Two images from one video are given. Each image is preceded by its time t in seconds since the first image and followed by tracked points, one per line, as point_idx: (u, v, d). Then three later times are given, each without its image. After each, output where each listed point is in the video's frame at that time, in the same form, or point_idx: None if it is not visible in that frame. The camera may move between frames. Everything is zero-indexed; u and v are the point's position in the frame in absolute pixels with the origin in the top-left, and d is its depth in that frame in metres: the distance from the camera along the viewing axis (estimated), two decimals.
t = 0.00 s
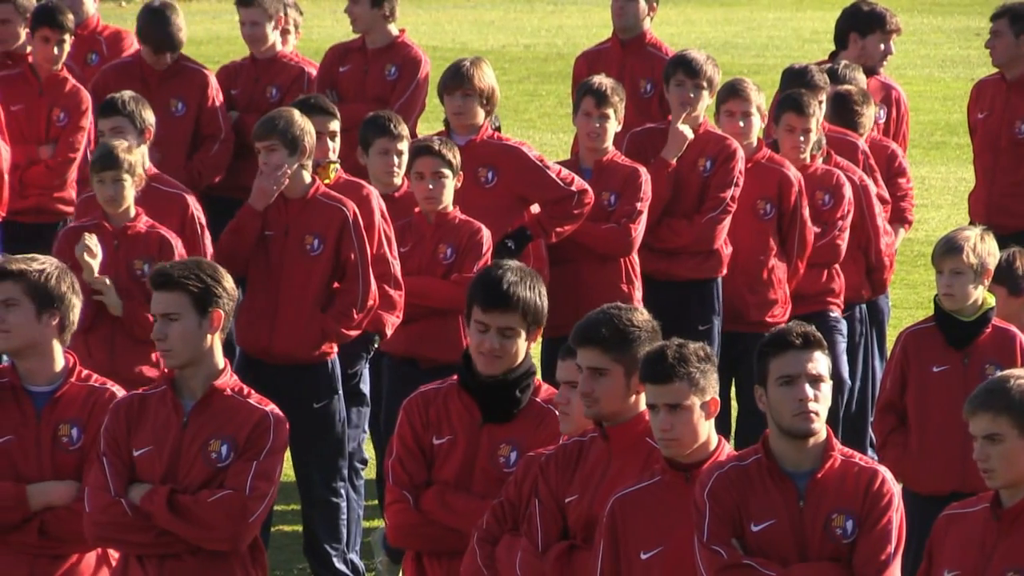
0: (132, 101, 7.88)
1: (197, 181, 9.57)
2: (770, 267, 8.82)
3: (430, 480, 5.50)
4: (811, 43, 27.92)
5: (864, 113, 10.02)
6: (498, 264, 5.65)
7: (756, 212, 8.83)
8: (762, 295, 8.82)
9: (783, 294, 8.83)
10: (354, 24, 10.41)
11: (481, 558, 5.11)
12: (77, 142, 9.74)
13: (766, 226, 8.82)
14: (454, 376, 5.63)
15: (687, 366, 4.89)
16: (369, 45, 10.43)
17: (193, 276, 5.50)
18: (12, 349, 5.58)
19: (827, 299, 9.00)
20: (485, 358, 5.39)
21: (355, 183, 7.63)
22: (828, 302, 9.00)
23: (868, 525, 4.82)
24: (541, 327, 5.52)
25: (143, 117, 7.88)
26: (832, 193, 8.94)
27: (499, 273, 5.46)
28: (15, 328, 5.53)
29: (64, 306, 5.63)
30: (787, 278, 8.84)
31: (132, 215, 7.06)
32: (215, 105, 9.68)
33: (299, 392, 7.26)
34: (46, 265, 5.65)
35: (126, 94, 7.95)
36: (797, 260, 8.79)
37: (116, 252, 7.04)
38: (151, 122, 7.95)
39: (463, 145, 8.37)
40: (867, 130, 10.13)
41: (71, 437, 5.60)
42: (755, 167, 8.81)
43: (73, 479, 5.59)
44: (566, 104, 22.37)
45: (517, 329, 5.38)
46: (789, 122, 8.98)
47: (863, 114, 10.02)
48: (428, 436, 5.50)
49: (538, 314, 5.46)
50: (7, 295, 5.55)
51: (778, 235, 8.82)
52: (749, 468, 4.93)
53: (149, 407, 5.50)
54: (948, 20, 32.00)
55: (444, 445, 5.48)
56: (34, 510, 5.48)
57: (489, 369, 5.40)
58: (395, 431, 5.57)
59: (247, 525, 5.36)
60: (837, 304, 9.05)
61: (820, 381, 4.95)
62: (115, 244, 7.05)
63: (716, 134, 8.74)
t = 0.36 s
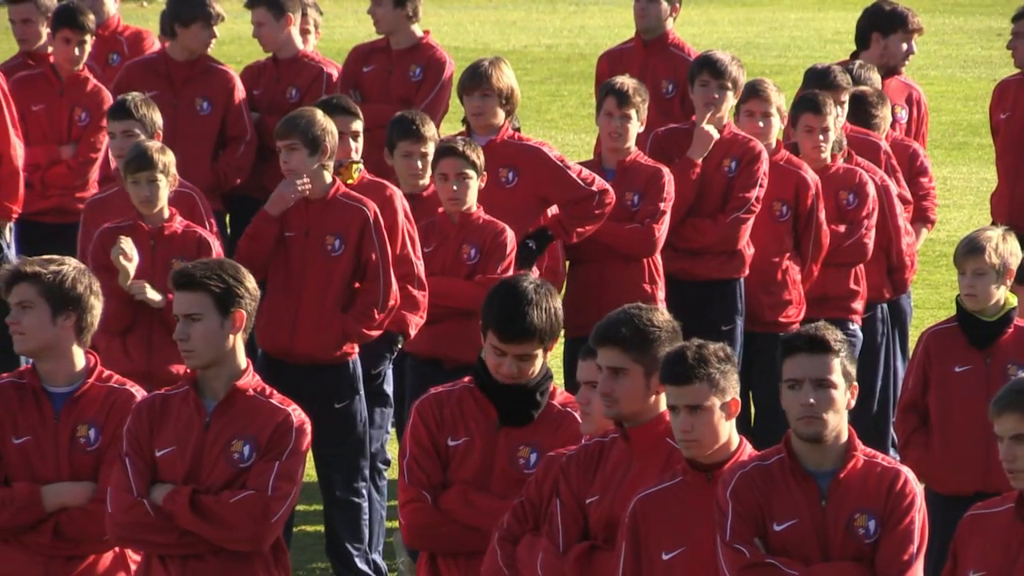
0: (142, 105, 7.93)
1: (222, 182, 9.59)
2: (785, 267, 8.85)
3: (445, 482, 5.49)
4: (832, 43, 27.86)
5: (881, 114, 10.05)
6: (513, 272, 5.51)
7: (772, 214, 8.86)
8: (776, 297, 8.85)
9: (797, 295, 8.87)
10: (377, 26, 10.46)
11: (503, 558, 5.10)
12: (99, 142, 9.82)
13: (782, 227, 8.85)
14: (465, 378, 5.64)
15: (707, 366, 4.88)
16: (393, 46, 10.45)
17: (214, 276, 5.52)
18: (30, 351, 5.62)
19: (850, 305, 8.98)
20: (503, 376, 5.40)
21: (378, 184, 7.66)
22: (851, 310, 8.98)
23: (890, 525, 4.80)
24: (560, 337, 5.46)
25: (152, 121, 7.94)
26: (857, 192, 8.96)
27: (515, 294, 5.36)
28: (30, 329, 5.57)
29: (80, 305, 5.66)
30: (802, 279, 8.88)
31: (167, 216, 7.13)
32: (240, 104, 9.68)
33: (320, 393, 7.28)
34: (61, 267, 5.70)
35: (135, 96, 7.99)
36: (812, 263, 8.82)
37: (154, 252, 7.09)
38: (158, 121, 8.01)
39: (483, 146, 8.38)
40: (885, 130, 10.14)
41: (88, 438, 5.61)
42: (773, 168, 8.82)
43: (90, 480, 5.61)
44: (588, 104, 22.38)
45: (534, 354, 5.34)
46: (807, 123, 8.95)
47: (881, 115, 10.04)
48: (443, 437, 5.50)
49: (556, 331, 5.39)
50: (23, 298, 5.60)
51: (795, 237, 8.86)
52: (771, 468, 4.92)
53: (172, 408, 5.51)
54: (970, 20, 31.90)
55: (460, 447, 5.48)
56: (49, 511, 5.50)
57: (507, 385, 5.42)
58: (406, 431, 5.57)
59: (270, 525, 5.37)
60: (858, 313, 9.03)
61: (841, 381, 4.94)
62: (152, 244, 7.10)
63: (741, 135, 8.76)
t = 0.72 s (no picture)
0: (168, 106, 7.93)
1: (250, 182, 9.62)
2: (820, 267, 8.81)
3: (465, 479, 5.48)
4: (860, 43, 27.75)
5: (907, 113, 10.02)
6: (534, 272, 5.53)
7: (805, 213, 8.82)
8: (811, 298, 8.80)
9: (832, 295, 8.82)
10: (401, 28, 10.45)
11: (528, 558, 5.09)
12: (125, 141, 9.85)
13: (816, 227, 8.81)
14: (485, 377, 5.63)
15: (735, 367, 4.86)
16: (419, 45, 10.46)
17: (241, 276, 5.52)
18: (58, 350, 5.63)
19: (873, 307, 8.94)
20: (524, 376, 5.39)
21: (406, 184, 7.66)
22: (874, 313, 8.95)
23: (916, 525, 4.76)
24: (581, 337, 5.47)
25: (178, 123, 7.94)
26: (878, 192, 8.92)
27: (537, 292, 5.37)
28: (59, 328, 5.59)
29: (110, 306, 5.67)
30: (835, 279, 8.82)
31: (185, 216, 7.15)
32: (268, 105, 9.68)
33: (346, 393, 7.31)
34: (92, 268, 5.72)
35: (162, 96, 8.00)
36: (845, 260, 8.78)
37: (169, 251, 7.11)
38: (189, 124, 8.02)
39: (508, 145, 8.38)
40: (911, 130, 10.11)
41: (116, 439, 5.62)
42: (805, 168, 8.80)
43: (118, 480, 5.61)
44: (615, 104, 22.33)
45: (555, 353, 5.35)
46: (830, 124, 8.95)
47: (907, 114, 10.01)
48: (462, 435, 5.49)
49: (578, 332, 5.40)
50: (53, 297, 5.61)
51: (827, 236, 8.82)
52: (798, 468, 4.89)
53: (198, 408, 5.51)
54: (999, 20, 31.73)
55: (479, 445, 5.47)
56: (75, 511, 5.51)
57: (527, 386, 5.41)
58: (426, 429, 5.54)
59: (296, 525, 5.37)
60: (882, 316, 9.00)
61: (867, 381, 4.91)
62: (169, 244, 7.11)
63: (769, 137, 8.72)
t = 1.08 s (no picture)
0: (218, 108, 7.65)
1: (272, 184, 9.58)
2: (848, 267, 8.79)
3: (493, 480, 5.47)
4: (887, 43, 27.65)
5: (934, 112, 9.98)
6: (568, 268, 5.58)
7: (833, 211, 8.79)
8: (840, 296, 8.79)
9: (861, 294, 8.80)
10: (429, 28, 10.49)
11: (554, 558, 5.09)
12: (152, 140, 9.76)
13: (843, 225, 8.78)
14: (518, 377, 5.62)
15: (762, 366, 4.84)
16: (447, 45, 10.47)
17: (268, 276, 5.52)
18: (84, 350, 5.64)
19: (901, 305, 8.93)
20: (549, 366, 5.38)
21: (432, 183, 7.69)
22: (903, 313, 8.94)
23: (942, 524, 4.74)
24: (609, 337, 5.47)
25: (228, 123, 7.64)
26: (904, 190, 8.92)
27: (566, 280, 5.41)
28: (84, 328, 5.61)
29: (135, 306, 5.69)
30: (864, 277, 8.82)
31: (196, 214, 7.11)
32: (290, 106, 9.69)
33: (373, 393, 7.33)
34: (118, 268, 5.74)
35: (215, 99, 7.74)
36: (875, 259, 8.76)
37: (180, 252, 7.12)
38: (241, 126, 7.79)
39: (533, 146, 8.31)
40: (938, 129, 10.07)
41: (142, 438, 5.63)
42: (832, 167, 8.77)
43: (144, 480, 5.62)
44: (642, 104, 22.30)
45: (580, 338, 5.34)
46: (852, 126, 8.99)
47: (934, 113, 9.98)
48: (491, 435, 5.48)
49: (605, 326, 5.40)
50: (79, 297, 5.64)
51: (856, 233, 8.79)
52: (824, 467, 4.86)
53: (224, 407, 5.51)
54: None
55: (508, 445, 5.46)
56: (102, 512, 5.52)
57: (555, 377, 5.40)
58: (456, 430, 5.54)
59: (323, 525, 5.37)
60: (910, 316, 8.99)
61: (894, 380, 4.90)
62: (179, 242, 7.12)
63: (796, 136, 8.68)
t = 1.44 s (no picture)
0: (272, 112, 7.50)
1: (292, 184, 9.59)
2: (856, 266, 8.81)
3: (520, 481, 5.45)
4: (907, 44, 27.58)
5: (957, 112, 9.95)
6: (583, 265, 5.62)
7: (841, 211, 8.82)
8: (849, 295, 8.81)
9: (870, 294, 8.83)
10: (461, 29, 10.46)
11: (575, 559, 5.07)
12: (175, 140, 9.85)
13: (851, 224, 8.81)
14: (542, 378, 5.62)
15: (782, 366, 4.83)
16: (477, 46, 10.48)
17: (289, 276, 5.53)
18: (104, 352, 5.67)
19: (927, 303, 8.89)
20: (570, 361, 5.37)
21: (453, 183, 7.69)
22: (928, 310, 8.88)
23: (963, 524, 4.72)
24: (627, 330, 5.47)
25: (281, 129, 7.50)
26: (926, 189, 8.92)
27: (579, 273, 5.45)
28: (104, 329, 5.63)
29: (154, 307, 5.71)
30: (874, 277, 8.84)
31: (208, 215, 7.14)
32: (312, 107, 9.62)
33: (394, 393, 7.33)
34: (137, 268, 5.76)
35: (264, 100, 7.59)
36: (884, 261, 8.77)
37: (191, 252, 7.12)
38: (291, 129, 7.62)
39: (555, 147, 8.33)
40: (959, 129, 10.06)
41: (162, 438, 5.65)
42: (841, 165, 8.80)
43: (164, 480, 5.64)
44: (663, 104, 22.28)
45: (596, 329, 5.35)
46: (878, 126, 8.90)
47: (956, 113, 9.94)
48: (518, 437, 5.47)
49: (622, 316, 5.41)
50: (98, 299, 5.66)
51: (864, 235, 8.81)
52: (845, 467, 4.84)
53: (245, 408, 5.51)
54: None
55: (535, 446, 5.45)
56: (122, 511, 5.53)
57: (576, 371, 5.38)
58: (483, 432, 5.54)
59: (344, 524, 5.37)
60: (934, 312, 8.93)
61: (915, 378, 4.88)
62: (190, 243, 7.13)
63: (816, 135, 8.68)
